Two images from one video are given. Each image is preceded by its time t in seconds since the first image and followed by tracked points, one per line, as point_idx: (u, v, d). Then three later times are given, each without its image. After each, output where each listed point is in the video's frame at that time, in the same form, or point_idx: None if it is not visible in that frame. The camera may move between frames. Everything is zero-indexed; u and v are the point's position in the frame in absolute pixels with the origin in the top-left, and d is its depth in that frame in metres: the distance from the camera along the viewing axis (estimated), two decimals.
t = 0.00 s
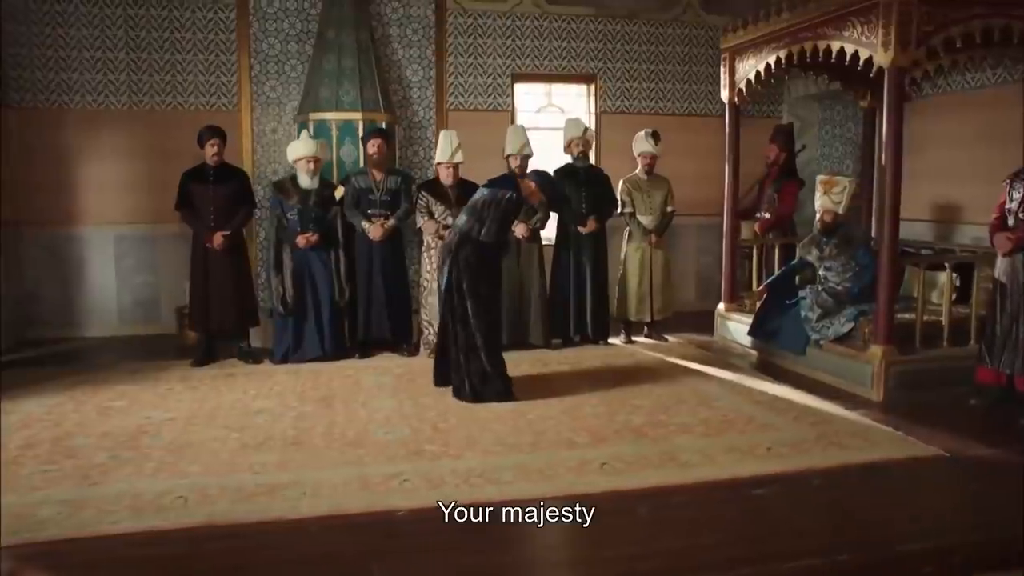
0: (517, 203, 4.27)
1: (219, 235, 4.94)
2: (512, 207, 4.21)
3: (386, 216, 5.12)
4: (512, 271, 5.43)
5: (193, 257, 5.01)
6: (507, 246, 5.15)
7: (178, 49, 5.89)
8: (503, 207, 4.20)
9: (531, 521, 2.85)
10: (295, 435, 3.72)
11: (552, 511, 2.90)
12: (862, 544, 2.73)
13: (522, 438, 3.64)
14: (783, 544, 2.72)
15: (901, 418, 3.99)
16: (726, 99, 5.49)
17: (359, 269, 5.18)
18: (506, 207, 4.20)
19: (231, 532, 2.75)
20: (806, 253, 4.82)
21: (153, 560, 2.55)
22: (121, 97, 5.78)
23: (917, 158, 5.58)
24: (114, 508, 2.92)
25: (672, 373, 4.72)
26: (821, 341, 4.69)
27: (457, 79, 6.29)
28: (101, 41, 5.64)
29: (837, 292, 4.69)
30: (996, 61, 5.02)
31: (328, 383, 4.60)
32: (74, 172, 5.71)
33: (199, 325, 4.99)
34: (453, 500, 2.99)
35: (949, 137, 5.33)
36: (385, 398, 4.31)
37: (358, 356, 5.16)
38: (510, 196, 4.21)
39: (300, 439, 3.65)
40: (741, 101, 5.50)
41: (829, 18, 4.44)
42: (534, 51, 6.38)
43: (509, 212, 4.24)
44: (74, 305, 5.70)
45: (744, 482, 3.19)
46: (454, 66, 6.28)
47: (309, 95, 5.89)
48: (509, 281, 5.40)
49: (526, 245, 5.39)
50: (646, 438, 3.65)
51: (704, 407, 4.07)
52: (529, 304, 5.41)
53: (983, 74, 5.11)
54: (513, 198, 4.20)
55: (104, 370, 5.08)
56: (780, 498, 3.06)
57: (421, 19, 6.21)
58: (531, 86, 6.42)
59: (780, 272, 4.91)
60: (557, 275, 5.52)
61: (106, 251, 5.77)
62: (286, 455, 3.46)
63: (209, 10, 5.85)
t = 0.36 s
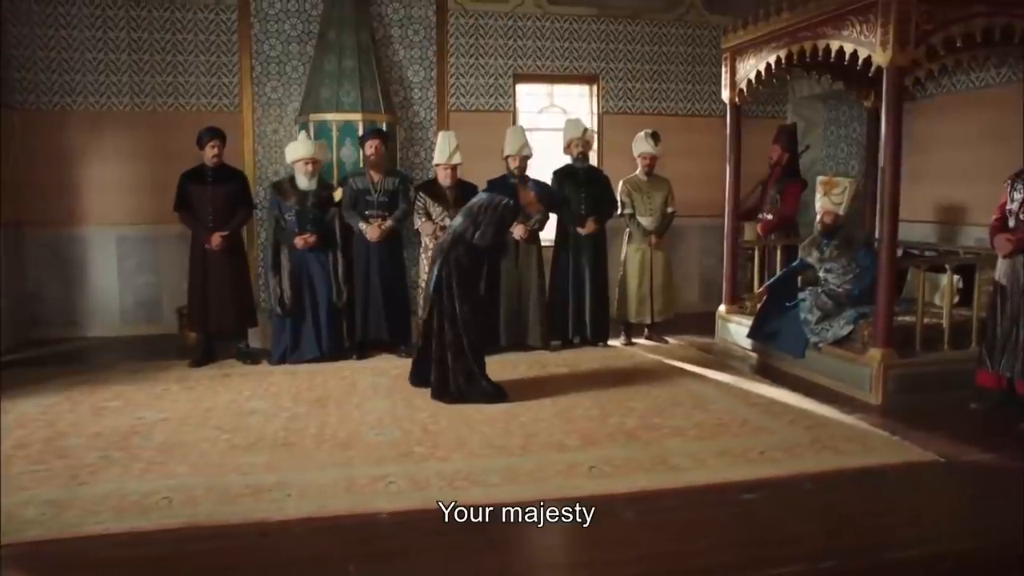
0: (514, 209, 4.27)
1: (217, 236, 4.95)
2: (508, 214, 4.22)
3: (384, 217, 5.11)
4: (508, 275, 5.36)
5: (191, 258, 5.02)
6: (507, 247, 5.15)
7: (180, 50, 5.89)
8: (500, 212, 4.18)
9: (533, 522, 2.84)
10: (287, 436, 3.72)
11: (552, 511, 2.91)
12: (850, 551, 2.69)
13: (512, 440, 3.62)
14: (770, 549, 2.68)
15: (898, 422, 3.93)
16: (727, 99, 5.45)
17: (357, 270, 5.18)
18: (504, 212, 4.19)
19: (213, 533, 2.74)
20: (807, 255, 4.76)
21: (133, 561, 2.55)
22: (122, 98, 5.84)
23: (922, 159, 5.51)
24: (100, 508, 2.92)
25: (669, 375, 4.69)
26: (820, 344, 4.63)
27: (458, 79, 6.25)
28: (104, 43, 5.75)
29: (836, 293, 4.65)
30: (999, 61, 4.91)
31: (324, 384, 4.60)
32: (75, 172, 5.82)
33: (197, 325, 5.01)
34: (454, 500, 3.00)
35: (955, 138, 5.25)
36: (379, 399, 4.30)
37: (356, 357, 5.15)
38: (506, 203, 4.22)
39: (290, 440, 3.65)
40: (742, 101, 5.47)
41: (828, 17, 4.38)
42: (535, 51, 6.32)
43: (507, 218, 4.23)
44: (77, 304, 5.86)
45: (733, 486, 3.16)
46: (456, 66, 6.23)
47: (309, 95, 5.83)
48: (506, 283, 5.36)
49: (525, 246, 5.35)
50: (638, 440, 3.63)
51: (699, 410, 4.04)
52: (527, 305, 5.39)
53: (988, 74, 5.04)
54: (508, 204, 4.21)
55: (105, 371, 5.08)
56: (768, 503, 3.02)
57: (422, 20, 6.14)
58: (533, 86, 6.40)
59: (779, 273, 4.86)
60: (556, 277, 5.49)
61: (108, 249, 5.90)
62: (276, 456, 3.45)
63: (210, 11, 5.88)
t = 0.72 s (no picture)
0: (506, 208, 4.23)
1: (211, 237, 4.97)
2: (499, 215, 4.17)
3: (377, 217, 5.13)
4: (504, 275, 5.35)
5: (185, 258, 5.03)
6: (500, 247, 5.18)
7: (176, 51, 5.78)
8: (491, 212, 4.14)
9: (532, 522, 2.81)
10: (273, 437, 3.72)
11: (552, 511, 2.87)
12: (835, 555, 2.64)
13: (499, 442, 3.61)
14: (754, 553, 2.64)
15: (891, 424, 3.90)
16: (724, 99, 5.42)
17: (351, 271, 5.19)
18: (495, 213, 4.15)
19: (191, 534, 2.73)
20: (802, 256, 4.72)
21: (108, 562, 2.54)
22: (120, 100, 5.65)
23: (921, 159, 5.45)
24: (80, 509, 2.92)
25: (662, 377, 4.66)
26: (814, 345, 4.61)
27: (454, 79, 5.87)
28: (100, 43, 5.40)
29: (830, 294, 4.64)
30: (997, 60, 4.91)
31: (315, 385, 4.59)
32: (72, 173, 5.41)
33: (190, 326, 5.00)
34: (454, 500, 2.99)
35: (954, 138, 5.19)
36: (369, 400, 4.30)
37: (350, 358, 5.12)
38: (498, 203, 4.17)
39: (276, 441, 3.65)
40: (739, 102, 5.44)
41: (821, 17, 4.36)
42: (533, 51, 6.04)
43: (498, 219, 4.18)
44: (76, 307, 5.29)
45: (720, 489, 3.13)
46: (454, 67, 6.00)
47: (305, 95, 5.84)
48: (499, 283, 5.35)
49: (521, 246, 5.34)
50: (625, 443, 3.61)
51: (690, 412, 4.01)
52: (521, 305, 5.38)
53: (986, 73, 5.02)
54: (499, 204, 4.16)
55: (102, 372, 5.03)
56: (754, 507, 2.99)
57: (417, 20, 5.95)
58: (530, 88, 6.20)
59: (775, 275, 4.80)
60: (550, 277, 5.53)
61: (104, 250, 5.60)
62: (260, 457, 3.45)
63: (206, 12, 5.80)
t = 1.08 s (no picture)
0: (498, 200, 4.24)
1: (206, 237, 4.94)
2: (490, 206, 4.17)
3: (373, 218, 5.12)
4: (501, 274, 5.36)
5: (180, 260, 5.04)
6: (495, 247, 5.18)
7: (174, 51, 6.15)
8: (483, 206, 4.15)
9: (527, 521, 2.81)
10: (265, 438, 3.71)
11: (552, 511, 2.87)
12: (824, 555, 2.63)
13: (490, 443, 3.60)
14: (741, 554, 2.62)
15: (886, 426, 3.88)
16: (721, 100, 5.40)
17: (346, 271, 5.19)
18: (487, 204, 4.16)
19: (179, 535, 2.73)
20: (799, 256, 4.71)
21: (95, 561, 2.54)
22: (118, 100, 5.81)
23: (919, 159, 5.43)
24: (69, 509, 2.92)
25: (658, 378, 4.65)
26: (810, 347, 4.59)
27: (452, 80, 6.30)
28: (99, 44, 5.60)
29: (827, 295, 4.62)
30: (996, 60, 4.88)
31: (310, 385, 4.60)
32: (72, 173, 5.48)
33: (185, 327, 5.00)
34: (442, 502, 2.99)
35: (952, 137, 5.16)
36: (363, 400, 4.30)
37: (345, 358, 5.14)
38: (488, 194, 4.17)
39: (268, 442, 3.65)
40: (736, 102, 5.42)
41: (817, 16, 4.34)
42: (530, 52, 6.31)
43: (489, 211, 4.20)
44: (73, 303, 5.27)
45: (711, 491, 3.12)
46: (450, 67, 6.28)
47: (302, 96, 5.84)
48: (495, 283, 5.34)
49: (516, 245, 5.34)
50: (617, 444, 3.59)
51: (683, 414, 4.00)
52: (518, 306, 5.37)
53: (985, 73, 5.00)
54: (489, 196, 4.16)
55: (98, 371, 5.04)
56: (745, 508, 2.98)
57: (415, 21, 6.24)
58: (528, 87, 6.42)
59: (771, 276, 4.80)
60: (546, 277, 5.50)
61: (104, 250, 5.59)
62: (251, 458, 3.45)
63: (204, 13, 6.18)
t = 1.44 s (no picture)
0: (495, 193, 4.22)
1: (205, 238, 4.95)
2: (488, 199, 4.15)
3: (373, 218, 5.11)
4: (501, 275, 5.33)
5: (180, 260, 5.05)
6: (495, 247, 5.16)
7: (175, 51, 6.02)
8: (477, 199, 4.12)
9: (525, 524, 2.81)
10: (262, 438, 3.71)
11: (556, 517, 2.87)
12: (819, 556, 2.62)
13: (487, 444, 3.59)
14: (735, 555, 2.61)
15: (885, 427, 3.86)
16: (722, 100, 5.38)
17: (346, 271, 5.19)
18: (483, 199, 4.13)
19: (174, 534, 2.74)
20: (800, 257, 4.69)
21: (89, 561, 2.54)
22: (119, 100, 5.89)
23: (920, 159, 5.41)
24: (66, 508, 2.93)
25: (657, 378, 4.64)
26: (810, 348, 4.56)
27: (453, 80, 6.29)
28: (99, 44, 5.78)
29: (828, 296, 4.58)
30: (997, 60, 4.86)
31: (309, 385, 4.60)
32: (72, 173, 5.67)
33: (184, 326, 5.01)
34: (438, 503, 2.98)
35: (953, 137, 5.14)
36: (361, 401, 4.30)
37: (345, 358, 5.14)
38: (484, 187, 4.14)
39: (265, 442, 3.65)
40: (738, 102, 5.39)
41: (817, 15, 4.32)
42: (530, 52, 6.31)
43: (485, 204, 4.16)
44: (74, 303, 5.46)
45: (707, 492, 3.10)
46: (450, 68, 6.27)
47: (303, 96, 5.85)
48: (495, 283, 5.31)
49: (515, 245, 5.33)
50: (614, 446, 3.58)
51: (682, 415, 3.99)
52: (517, 306, 5.35)
53: (987, 72, 4.98)
54: (482, 187, 4.14)
55: (98, 368, 5.07)
56: (742, 509, 2.97)
57: (416, 21, 6.21)
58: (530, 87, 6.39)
59: (772, 275, 4.82)
60: (546, 278, 5.49)
61: (104, 250, 5.77)
62: (248, 458, 3.45)
63: (205, 13, 6.04)
